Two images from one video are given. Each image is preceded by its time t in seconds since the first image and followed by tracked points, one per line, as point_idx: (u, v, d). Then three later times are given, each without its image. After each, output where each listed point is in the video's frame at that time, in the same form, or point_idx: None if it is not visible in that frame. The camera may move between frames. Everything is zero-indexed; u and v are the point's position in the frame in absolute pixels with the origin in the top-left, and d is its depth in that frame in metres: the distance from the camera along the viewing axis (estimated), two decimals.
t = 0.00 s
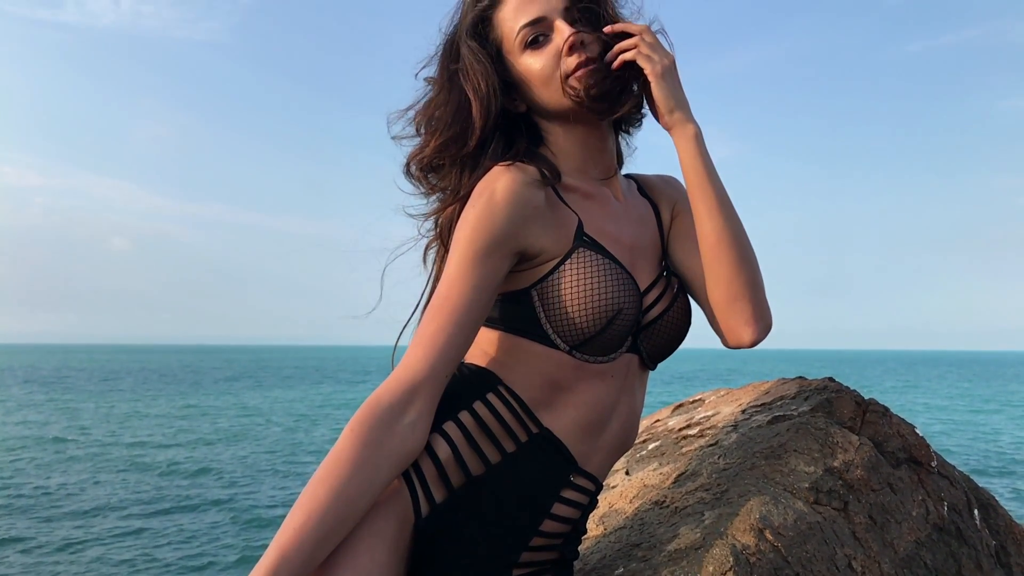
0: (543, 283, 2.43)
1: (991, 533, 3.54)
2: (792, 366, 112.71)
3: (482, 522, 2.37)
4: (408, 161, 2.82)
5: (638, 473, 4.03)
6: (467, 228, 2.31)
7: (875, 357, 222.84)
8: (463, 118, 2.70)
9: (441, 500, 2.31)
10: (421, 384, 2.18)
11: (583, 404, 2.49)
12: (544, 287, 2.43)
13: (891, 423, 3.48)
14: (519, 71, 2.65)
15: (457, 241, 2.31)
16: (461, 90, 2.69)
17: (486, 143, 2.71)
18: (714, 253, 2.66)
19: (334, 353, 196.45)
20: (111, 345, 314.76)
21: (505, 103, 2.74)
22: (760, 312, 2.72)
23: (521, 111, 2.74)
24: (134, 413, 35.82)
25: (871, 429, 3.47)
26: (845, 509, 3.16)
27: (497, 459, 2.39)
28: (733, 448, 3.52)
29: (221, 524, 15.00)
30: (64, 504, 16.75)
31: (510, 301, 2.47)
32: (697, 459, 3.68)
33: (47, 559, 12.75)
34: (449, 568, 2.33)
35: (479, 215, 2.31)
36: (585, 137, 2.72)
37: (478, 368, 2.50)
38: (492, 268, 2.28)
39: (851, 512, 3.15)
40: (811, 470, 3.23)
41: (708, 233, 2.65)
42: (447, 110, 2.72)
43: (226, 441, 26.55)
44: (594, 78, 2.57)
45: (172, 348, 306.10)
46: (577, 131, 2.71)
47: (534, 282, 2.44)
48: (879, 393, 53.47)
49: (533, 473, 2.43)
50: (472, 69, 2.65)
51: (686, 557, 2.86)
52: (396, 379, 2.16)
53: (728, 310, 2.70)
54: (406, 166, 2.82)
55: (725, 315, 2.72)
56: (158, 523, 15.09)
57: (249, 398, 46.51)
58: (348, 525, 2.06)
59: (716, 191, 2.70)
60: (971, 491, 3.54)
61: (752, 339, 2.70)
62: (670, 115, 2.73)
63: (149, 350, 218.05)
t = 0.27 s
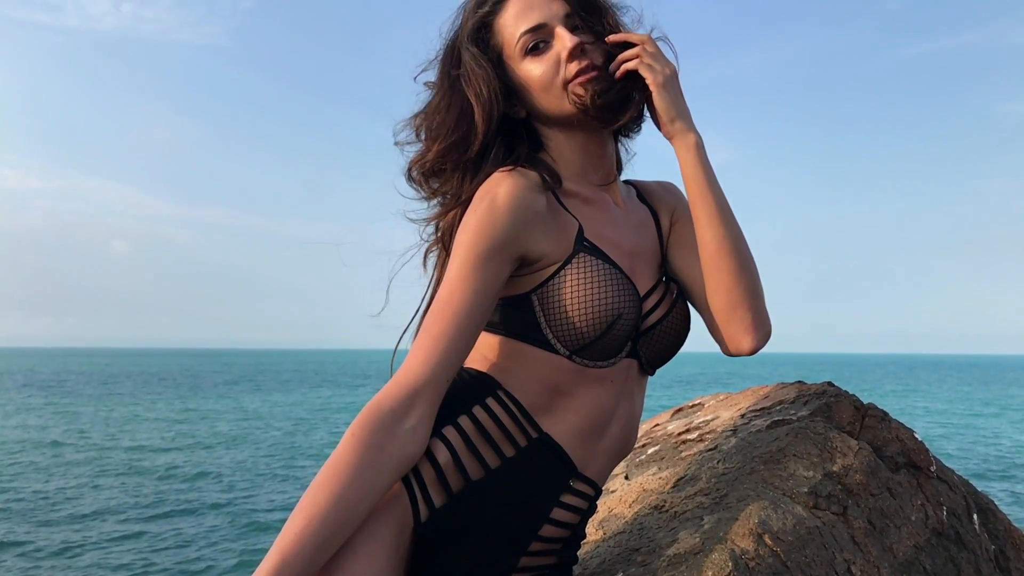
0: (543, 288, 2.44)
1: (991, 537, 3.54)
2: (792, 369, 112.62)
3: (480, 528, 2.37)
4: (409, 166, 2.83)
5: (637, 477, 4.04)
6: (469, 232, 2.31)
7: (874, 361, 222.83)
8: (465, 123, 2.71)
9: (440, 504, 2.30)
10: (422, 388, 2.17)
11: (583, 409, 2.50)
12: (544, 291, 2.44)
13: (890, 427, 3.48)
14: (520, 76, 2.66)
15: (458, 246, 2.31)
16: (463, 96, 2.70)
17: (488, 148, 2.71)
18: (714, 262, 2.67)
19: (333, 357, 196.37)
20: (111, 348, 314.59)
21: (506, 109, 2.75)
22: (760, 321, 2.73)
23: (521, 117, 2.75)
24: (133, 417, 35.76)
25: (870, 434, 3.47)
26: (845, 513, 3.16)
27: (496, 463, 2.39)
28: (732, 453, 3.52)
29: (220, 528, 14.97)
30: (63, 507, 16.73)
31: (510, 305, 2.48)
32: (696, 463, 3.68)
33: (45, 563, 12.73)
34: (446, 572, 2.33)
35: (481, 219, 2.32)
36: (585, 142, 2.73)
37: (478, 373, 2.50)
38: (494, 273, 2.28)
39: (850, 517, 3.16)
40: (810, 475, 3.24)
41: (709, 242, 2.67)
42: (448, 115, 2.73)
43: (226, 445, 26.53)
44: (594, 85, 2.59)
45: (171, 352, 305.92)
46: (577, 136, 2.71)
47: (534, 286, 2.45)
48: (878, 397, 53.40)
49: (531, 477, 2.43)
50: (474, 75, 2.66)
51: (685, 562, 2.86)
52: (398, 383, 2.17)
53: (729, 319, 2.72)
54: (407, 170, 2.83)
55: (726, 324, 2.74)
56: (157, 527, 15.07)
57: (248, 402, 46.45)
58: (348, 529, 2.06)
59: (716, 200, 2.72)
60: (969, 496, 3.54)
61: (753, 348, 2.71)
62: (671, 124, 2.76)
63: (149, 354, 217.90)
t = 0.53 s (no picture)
0: (543, 294, 2.45)
1: (990, 542, 3.54)
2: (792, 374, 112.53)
3: (479, 532, 2.37)
4: (410, 171, 2.84)
5: (637, 482, 4.04)
6: (470, 238, 2.32)
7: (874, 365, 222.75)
8: (466, 129, 2.72)
9: (439, 509, 2.30)
10: (422, 392, 2.18)
11: (582, 415, 2.51)
12: (544, 297, 2.45)
13: (888, 432, 3.49)
14: (520, 83, 2.68)
15: (459, 251, 2.32)
16: (464, 101, 2.72)
17: (488, 155, 2.72)
18: (715, 272, 2.72)
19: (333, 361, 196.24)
20: (110, 352, 314.31)
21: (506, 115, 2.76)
22: (759, 330, 2.79)
23: (521, 123, 2.77)
24: (132, 422, 35.69)
25: (869, 439, 3.48)
26: (843, 518, 3.17)
27: (495, 468, 2.40)
28: (731, 457, 3.53)
29: (218, 532, 14.93)
30: (61, 512, 16.70)
31: (510, 310, 2.49)
32: (694, 468, 3.69)
33: (43, 567, 12.70)
34: None
35: (482, 224, 2.32)
36: (585, 149, 2.74)
37: (477, 377, 2.51)
38: (494, 278, 2.29)
39: (849, 522, 3.16)
40: (808, 480, 3.24)
41: (711, 253, 2.71)
42: (449, 121, 2.74)
43: (224, 449, 26.49)
44: (594, 92, 2.62)
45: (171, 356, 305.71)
46: (577, 143, 2.73)
47: (534, 291, 2.46)
48: (878, 401, 53.34)
49: (530, 481, 2.44)
50: (476, 81, 2.68)
51: (683, 567, 2.87)
52: (398, 387, 2.17)
53: (728, 328, 2.78)
54: (408, 176, 2.84)
55: (726, 333, 2.80)
56: (155, 531, 15.04)
57: (247, 406, 46.39)
58: (348, 534, 2.07)
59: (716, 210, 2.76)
60: (968, 501, 3.55)
61: (751, 358, 2.78)
62: (672, 134, 2.79)
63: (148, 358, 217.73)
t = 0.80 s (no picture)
0: (544, 299, 2.45)
1: (989, 548, 3.54)
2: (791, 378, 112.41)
3: (479, 538, 2.37)
4: (411, 177, 2.85)
5: (636, 487, 4.05)
6: (471, 244, 2.33)
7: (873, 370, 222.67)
8: (466, 135, 2.73)
9: (439, 515, 2.30)
10: (423, 397, 2.19)
11: (582, 421, 2.51)
12: (545, 302, 2.46)
13: (887, 438, 3.50)
14: (520, 90, 2.70)
15: (460, 257, 2.33)
16: (465, 108, 2.73)
17: (489, 162, 2.73)
18: (713, 280, 2.74)
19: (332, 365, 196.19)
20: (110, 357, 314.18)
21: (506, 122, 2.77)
22: (757, 339, 2.81)
23: (521, 130, 2.78)
24: (131, 426, 35.65)
25: (868, 445, 3.49)
26: (842, 524, 3.17)
27: (494, 474, 2.40)
28: (730, 463, 3.53)
29: (217, 537, 14.91)
30: (60, 516, 16.68)
31: (510, 316, 2.49)
32: (694, 474, 3.69)
33: (39, 572, 12.67)
34: None
35: (482, 230, 2.33)
36: (585, 156, 2.75)
37: (477, 383, 2.51)
38: (495, 284, 2.30)
39: (848, 528, 3.16)
40: (807, 485, 3.25)
41: (710, 260, 2.74)
42: (450, 127, 2.75)
43: (223, 454, 26.44)
44: (595, 100, 2.63)
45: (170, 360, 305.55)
46: (577, 150, 2.74)
47: (534, 297, 2.46)
48: (878, 406, 53.28)
49: (530, 488, 2.44)
50: (477, 87, 2.69)
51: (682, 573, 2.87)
52: (399, 392, 2.18)
53: (728, 336, 2.79)
54: (409, 182, 2.85)
55: (725, 342, 2.81)
56: (154, 536, 15.03)
57: (246, 410, 46.32)
58: (348, 539, 2.07)
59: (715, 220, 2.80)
60: (967, 507, 3.55)
61: (750, 367, 2.78)
62: (674, 146, 2.83)
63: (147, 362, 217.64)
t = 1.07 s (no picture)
0: (544, 304, 2.46)
1: (989, 554, 3.55)
2: (791, 382, 112.31)
3: (478, 543, 2.37)
4: (411, 182, 2.86)
5: (635, 493, 4.05)
6: (472, 249, 2.33)
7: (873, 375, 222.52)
8: (466, 141, 2.74)
9: (439, 520, 2.30)
10: (424, 403, 2.19)
11: (581, 426, 2.52)
12: (545, 308, 2.46)
13: (886, 443, 3.51)
14: (520, 97, 2.71)
15: (461, 263, 2.33)
16: (465, 114, 2.74)
17: (489, 167, 2.74)
18: (712, 288, 2.76)
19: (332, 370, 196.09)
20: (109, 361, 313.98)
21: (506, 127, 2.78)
22: (756, 347, 2.82)
23: (521, 136, 2.79)
24: (129, 430, 35.61)
25: (867, 450, 3.49)
26: (842, 530, 3.17)
27: (494, 480, 2.40)
28: (730, 468, 3.54)
29: (215, 542, 14.89)
30: (58, 521, 16.66)
31: (510, 321, 2.50)
32: (693, 479, 3.70)
33: None
34: None
35: (483, 236, 2.34)
36: (584, 162, 2.76)
37: (477, 389, 2.51)
38: (496, 289, 2.31)
39: (847, 534, 3.17)
40: (806, 491, 3.25)
41: (710, 270, 2.75)
42: (450, 133, 2.76)
43: (222, 459, 26.40)
44: (594, 108, 2.66)
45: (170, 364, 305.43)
46: (577, 157, 2.75)
47: (534, 302, 2.47)
48: (878, 410, 53.19)
49: (530, 493, 2.44)
50: (478, 93, 2.70)
51: None
52: (400, 397, 2.18)
53: (727, 344, 2.80)
54: (409, 187, 2.86)
55: (724, 350, 2.82)
56: (152, 541, 15.01)
57: (245, 415, 46.24)
58: (349, 544, 2.07)
59: (714, 230, 2.81)
60: (967, 513, 3.55)
61: (749, 375, 2.79)
62: (674, 156, 2.85)
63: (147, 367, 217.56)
